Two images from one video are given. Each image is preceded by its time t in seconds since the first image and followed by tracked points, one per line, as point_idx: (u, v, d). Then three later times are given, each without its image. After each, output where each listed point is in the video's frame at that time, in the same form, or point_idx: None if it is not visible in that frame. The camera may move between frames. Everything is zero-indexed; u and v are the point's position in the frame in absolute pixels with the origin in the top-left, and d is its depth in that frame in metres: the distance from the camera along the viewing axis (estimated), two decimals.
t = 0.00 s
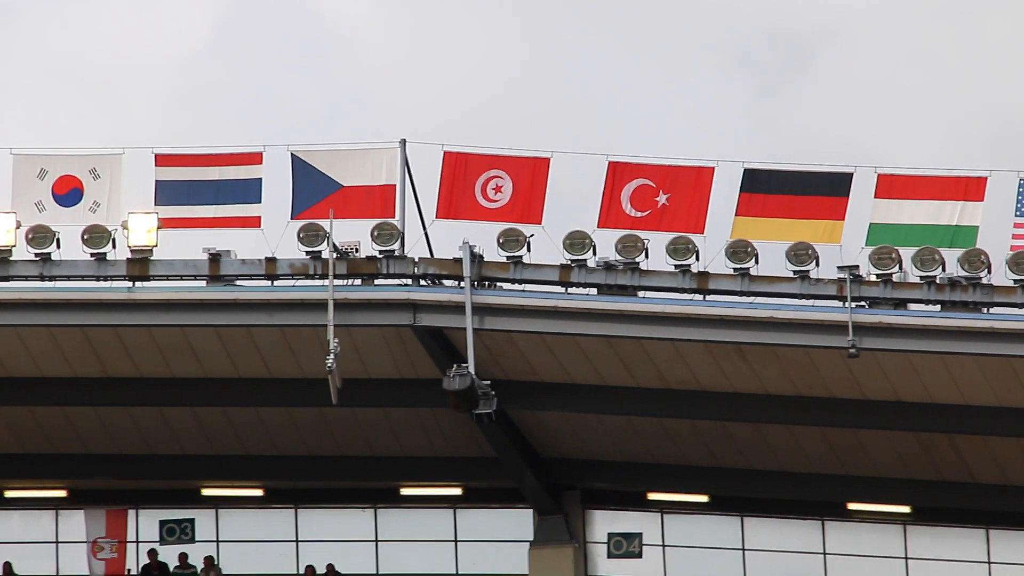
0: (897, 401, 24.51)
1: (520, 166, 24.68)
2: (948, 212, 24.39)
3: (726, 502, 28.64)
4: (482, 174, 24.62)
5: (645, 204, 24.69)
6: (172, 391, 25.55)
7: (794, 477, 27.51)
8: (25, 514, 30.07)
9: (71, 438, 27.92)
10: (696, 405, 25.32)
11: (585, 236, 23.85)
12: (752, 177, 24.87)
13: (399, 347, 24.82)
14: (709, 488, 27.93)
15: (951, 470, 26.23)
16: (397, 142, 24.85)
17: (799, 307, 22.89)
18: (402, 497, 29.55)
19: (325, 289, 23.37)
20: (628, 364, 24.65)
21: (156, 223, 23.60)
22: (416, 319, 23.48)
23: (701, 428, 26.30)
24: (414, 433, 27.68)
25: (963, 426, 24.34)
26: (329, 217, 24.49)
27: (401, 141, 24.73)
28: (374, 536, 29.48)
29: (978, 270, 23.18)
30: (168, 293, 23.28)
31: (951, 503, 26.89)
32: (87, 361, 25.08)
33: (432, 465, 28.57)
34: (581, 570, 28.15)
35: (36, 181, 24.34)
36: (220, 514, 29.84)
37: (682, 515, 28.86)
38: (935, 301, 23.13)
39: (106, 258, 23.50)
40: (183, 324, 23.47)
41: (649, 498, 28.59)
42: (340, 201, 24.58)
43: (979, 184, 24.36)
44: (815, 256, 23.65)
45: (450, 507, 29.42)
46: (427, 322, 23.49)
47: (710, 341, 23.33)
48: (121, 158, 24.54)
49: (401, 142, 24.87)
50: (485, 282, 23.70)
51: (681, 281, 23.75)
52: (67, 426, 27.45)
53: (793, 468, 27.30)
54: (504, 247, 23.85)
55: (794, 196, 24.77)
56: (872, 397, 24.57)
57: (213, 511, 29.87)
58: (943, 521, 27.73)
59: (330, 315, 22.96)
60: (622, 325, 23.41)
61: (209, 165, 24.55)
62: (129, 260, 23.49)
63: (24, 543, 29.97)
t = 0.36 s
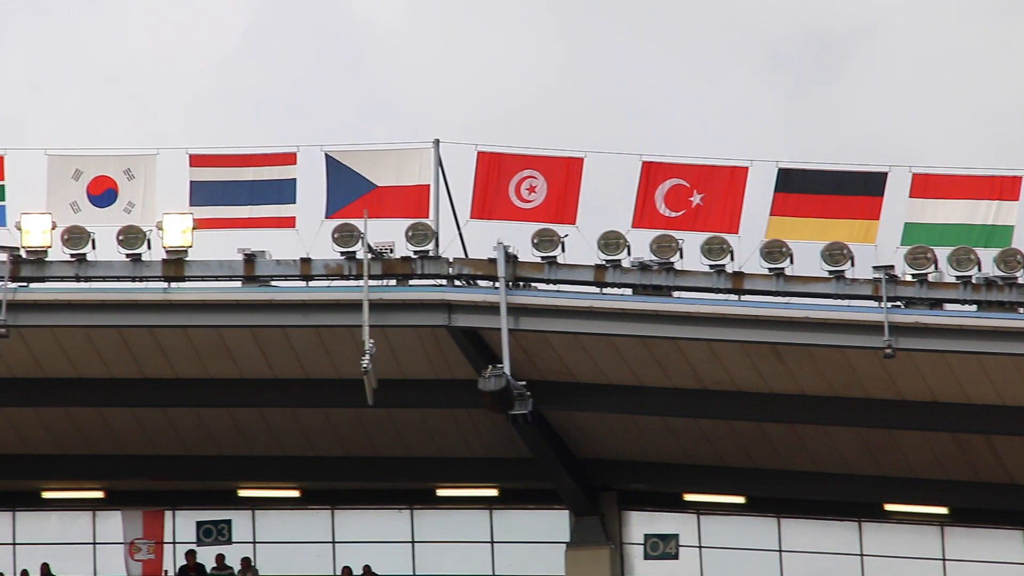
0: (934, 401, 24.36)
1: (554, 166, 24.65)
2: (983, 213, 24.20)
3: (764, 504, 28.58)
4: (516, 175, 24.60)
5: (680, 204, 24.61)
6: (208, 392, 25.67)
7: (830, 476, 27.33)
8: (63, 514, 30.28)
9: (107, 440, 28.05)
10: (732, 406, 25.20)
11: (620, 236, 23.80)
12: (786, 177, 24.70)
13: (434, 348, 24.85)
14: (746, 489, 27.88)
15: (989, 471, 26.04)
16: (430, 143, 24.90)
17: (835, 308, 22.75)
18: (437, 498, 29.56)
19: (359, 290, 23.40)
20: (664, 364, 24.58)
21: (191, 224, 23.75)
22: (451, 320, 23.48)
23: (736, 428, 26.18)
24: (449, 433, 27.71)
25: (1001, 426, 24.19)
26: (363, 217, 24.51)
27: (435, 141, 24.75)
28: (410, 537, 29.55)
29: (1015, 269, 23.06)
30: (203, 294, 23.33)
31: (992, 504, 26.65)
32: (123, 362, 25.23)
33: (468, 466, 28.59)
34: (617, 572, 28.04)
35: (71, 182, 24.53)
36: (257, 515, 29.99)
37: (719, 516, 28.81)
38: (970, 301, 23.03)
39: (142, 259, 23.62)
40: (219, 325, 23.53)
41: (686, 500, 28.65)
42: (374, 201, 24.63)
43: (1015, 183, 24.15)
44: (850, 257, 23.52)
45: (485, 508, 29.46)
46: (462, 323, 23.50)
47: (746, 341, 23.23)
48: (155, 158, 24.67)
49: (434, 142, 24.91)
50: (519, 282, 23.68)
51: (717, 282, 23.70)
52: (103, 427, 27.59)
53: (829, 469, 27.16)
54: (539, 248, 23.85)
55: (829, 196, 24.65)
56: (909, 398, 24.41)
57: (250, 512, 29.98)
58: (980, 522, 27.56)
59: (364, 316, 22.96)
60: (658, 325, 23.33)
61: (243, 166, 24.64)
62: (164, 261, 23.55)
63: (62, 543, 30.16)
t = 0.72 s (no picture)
0: (981, 402, 24.23)
1: (599, 169, 24.72)
2: None
3: (809, 505, 28.55)
4: (562, 176, 24.69)
5: (725, 205, 24.59)
6: (252, 393, 25.90)
7: (874, 477, 27.20)
8: (110, 516, 30.55)
9: (154, 442, 28.27)
10: (778, 407, 25.15)
11: (665, 238, 23.83)
12: (832, 178, 24.70)
13: (479, 349, 24.92)
14: (790, 491, 27.92)
15: None
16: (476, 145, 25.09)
17: (882, 309, 22.66)
18: (482, 499, 29.68)
19: (405, 292, 23.56)
20: (709, 365, 24.58)
21: (237, 226, 23.90)
22: (496, 322, 23.59)
23: (782, 430, 26.11)
24: (495, 434, 27.80)
25: None
26: (409, 220, 24.68)
27: (480, 143, 24.91)
28: (455, 539, 29.68)
29: None
30: (249, 295, 23.58)
31: None
32: (170, 364, 25.46)
33: (513, 467, 28.72)
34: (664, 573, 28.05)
35: (117, 185, 24.74)
36: (302, 516, 30.15)
37: (768, 518, 28.74)
38: (1018, 301, 22.86)
39: (189, 261, 23.78)
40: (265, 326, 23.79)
41: (731, 502, 28.72)
42: (420, 203, 24.80)
43: None
44: (897, 258, 23.42)
45: (530, 510, 29.52)
46: (507, 325, 23.62)
47: (792, 343, 23.19)
48: (201, 160, 24.95)
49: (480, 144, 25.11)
50: (565, 284, 23.74)
51: (762, 283, 23.64)
52: (150, 429, 27.81)
53: (874, 470, 27.04)
54: (585, 249, 23.89)
55: (875, 197, 24.56)
56: (956, 399, 24.31)
57: (295, 514, 30.15)
58: None
59: (409, 320, 23.13)
60: (703, 327, 23.34)
61: (291, 168, 24.84)
62: (210, 262, 23.81)
63: (108, 544, 30.37)
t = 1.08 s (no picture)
0: (1018, 408, 24.16)
1: (635, 174, 24.74)
2: None
3: (846, 511, 28.57)
4: (597, 181, 24.74)
5: (761, 210, 24.61)
6: (293, 399, 26.23)
7: (910, 483, 27.16)
8: (146, 522, 30.75)
9: (191, 449, 28.41)
10: (814, 412, 25.14)
11: (700, 244, 23.85)
12: (868, 184, 24.63)
13: (514, 354, 25.00)
14: (826, 496, 27.88)
15: None
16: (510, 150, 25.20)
17: (918, 315, 22.65)
18: (519, 505, 29.77)
19: (440, 297, 23.66)
20: (745, 371, 24.57)
21: (273, 232, 24.07)
22: (532, 327, 23.70)
23: (818, 436, 26.08)
24: (530, 440, 27.86)
25: None
26: (444, 226, 24.80)
27: (515, 148, 25.04)
28: (492, 544, 29.84)
29: None
30: (285, 301, 23.68)
31: None
32: (207, 371, 25.62)
33: (549, 473, 28.81)
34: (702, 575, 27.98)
35: (153, 191, 24.93)
36: (339, 522, 30.32)
37: (805, 523, 28.81)
38: None
39: (224, 267, 23.85)
40: (302, 332, 23.91)
41: (768, 507, 28.67)
42: (455, 208, 24.93)
43: None
44: (933, 263, 23.37)
45: (567, 515, 29.66)
46: (542, 330, 23.71)
47: (828, 349, 23.16)
48: (236, 167, 25.13)
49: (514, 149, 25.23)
50: (600, 290, 23.78)
51: (798, 289, 23.62)
52: (187, 435, 27.95)
53: (909, 476, 26.97)
54: (620, 255, 23.97)
55: (911, 202, 24.51)
56: (993, 405, 24.24)
57: (333, 519, 30.30)
58: None
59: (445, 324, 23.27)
60: (739, 333, 23.37)
61: (325, 174, 25.06)
62: (246, 268, 23.89)
63: (146, 551, 30.59)
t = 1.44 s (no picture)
0: None
1: (684, 183, 24.75)
2: None
3: (898, 520, 28.49)
4: (647, 190, 24.77)
5: (810, 219, 24.54)
6: (345, 410, 26.46)
7: (963, 492, 26.96)
8: (197, 530, 30.95)
9: (242, 458, 28.64)
10: (865, 421, 25.03)
11: (750, 252, 23.80)
12: (918, 192, 24.45)
13: (565, 364, 25.12)
14: (877, 505, 27.72)
15: None
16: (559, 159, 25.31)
17: (970, 323, 22.49)
18: (570, 514, 29.84)
19: (490, 306, 23.81)
20: (795, 380, 24.51)
21: (322, 242, 24.11)
22: (581, 336, 23.81)
23: (869, 445, 25.97)
24: (580, 449, 27.92)
25: None
26: (492, 234, 24.97)
27: (564, 157, 25.16)
28: (544, 554, 29.93)
29: None
30: (332, 311, 23.80)
31: None
32: (258, 381, 25.85)
33: (598, 483, 28.81)
34: None
35: (202, 201, 25.10)
36: (390, 531, 30.45)
37: (858, 531, 28.74)
38: None
39: (273, 277, 24.04)
40: (351, 342, 24.07)
41: (821, 516, 28.58)
42: (503, 217, 25.07)
43: None
44: (983, 271, 23.24)
45: (618, 525, 29.64)
46: (592, 338, 23.85)
47: (879, 357, 23.09)
48: (285, 176, 25.31)
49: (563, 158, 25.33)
50: (650, 299, 23.82)
51: (848, 297, 23.55)
52: (239, 445, 28.16)
53: (961, 485, 26.78)
54: (669, 263, 24.00)
55: (961, 210, 24.36)
56: None
57: (383, 528, 30.45)
58: None
59: (494, 332, 23.30)
60: (789, 342, 23.29)
61: (375, 182, 25.22)
62: (295, 278, 24.08)
63: (200, 560, 30.87)
